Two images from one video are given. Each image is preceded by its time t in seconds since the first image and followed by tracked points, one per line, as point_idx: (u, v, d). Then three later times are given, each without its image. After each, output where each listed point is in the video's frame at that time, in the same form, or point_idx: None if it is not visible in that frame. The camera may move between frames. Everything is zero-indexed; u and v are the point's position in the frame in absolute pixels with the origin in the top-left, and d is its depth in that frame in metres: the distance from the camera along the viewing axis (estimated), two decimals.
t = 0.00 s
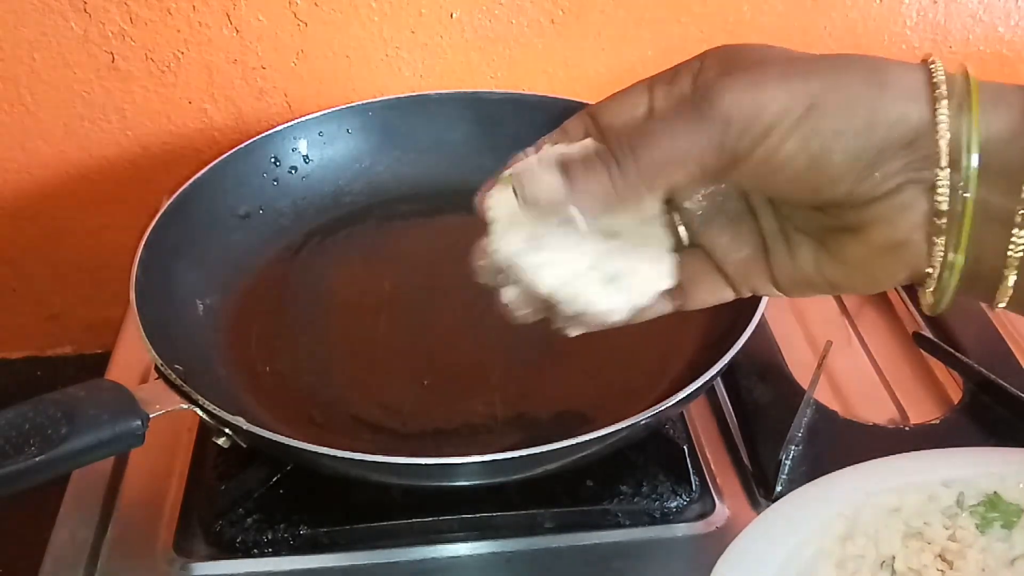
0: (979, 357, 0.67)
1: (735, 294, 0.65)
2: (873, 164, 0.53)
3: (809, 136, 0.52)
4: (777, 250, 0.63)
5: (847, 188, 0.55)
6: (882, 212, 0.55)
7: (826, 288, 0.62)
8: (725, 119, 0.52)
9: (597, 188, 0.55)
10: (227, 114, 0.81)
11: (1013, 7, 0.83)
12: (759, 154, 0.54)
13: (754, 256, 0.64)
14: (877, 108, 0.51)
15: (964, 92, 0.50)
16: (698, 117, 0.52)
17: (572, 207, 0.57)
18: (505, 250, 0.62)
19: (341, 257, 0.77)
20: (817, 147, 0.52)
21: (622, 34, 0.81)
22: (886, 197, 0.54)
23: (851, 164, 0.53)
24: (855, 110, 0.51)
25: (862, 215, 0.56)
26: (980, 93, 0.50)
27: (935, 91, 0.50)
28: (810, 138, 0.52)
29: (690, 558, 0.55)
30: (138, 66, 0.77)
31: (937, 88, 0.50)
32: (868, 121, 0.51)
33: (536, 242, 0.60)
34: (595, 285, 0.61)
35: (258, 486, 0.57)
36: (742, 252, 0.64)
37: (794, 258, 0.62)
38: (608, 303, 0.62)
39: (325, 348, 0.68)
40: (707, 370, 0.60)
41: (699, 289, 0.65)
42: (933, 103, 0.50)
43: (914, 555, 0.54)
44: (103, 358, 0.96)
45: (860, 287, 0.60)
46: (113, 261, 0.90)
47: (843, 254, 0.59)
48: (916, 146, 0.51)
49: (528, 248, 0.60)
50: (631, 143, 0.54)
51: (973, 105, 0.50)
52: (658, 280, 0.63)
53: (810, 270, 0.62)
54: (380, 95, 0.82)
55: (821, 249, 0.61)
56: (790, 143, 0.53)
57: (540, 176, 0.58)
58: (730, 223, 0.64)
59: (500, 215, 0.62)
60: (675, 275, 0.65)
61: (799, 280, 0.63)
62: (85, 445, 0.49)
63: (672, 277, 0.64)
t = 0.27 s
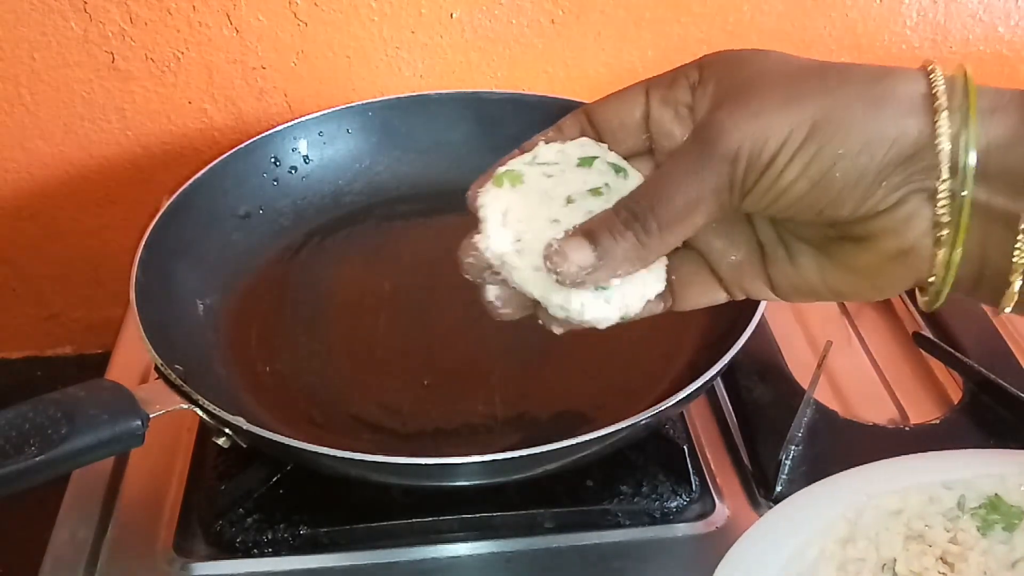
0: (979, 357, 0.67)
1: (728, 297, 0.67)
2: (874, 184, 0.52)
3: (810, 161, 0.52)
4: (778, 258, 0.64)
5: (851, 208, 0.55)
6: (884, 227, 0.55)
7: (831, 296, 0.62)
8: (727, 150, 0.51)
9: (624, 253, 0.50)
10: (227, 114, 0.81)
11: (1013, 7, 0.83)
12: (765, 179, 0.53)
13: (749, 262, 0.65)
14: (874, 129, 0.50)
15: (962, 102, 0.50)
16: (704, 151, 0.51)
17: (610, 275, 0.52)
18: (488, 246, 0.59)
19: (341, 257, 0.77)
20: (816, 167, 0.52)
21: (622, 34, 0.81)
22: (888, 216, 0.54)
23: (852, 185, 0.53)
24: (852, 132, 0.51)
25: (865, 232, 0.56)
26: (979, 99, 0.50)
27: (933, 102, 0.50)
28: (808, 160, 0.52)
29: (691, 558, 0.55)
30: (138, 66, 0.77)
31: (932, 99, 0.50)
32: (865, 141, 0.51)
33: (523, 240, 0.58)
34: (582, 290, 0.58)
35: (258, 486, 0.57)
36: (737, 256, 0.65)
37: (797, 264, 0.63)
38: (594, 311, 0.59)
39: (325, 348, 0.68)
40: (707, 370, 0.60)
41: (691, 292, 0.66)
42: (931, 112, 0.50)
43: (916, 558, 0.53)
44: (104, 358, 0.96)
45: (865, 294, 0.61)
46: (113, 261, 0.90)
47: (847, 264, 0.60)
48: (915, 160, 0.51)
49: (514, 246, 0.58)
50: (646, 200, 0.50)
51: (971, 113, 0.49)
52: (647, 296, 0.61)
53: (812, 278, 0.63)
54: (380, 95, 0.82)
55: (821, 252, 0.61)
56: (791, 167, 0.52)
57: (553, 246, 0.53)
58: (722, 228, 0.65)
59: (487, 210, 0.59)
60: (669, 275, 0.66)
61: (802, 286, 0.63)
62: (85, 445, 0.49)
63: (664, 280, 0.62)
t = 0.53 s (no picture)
0: (979, 357, 0.67)
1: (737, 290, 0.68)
2: (908, 173, 0.53)
3: (847, 147, 0.52)
4: (792, 250, 0.66)
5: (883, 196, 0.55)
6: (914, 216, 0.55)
7: (852, 285, 0.64)
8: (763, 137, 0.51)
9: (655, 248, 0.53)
10: (227, 114, 0.81)
11: (1013, 7, 0.83)
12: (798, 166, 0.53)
13: (762, 253, 0.68)
14: (914, 116, 0.51)
15: (991, 93, 0.50)
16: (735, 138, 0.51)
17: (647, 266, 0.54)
18: (477, 244, 0.64)
19: (341, 257, 0.77)
20: (854, 154, 0.53)
21: (622, 34, 0.81)
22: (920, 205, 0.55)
23: (887, 173, 0.53)
24: (891, 118, 0.51)
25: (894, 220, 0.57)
26: (1008, 90, 0.50)
27: (963, 91, 0.50)
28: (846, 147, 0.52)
29: (691, 558, 0.55)
30: (138, 66, 0.77)
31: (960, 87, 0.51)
32: (903, 129, 0.51)
33: (510, 241, 0.63)
34: (566, 290, 0.62)
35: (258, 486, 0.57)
36: (746, 250, 0.68)
37: (815, 254, 0.65)
38: (579, 309, 0.63)
39: (325, 348, 0.68)
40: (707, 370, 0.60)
41: (697, 284, 0.69)
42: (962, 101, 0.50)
43: (910, 560, 0.53)
44: (103, 358, 0.96)
45: (887, 283, 0.62)
46: (113, 261, 0.90)
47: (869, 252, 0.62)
48: (948, 151, 0.52)
49: (500, 246, 0.63)
50: (673, 184, 0.52)
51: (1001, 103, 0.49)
52: (636, 295, 0.64)
53: (831, 268, 0.65)
54: (380, 95, 0.82)
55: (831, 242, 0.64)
56: (829, 155, 0.53)
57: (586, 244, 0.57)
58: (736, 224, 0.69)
59: (478, 207, 0.63)
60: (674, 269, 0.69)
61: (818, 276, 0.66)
62: (85, 444, 0.49)
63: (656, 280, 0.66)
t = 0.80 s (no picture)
0: (978, 357, 0.67)
1: (760, 277, 0.67)
2: (946, 136, 0.53)
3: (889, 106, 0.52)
4: (816, 229, 0.66)
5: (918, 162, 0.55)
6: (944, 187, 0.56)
7: (876, 264, 0.63)
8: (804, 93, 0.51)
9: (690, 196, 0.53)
10: (227, 114, 0.81)
11: (1013, 7, 0.83)
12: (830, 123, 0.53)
13: (785, 236, 0.67)
14: (952, 82, 0.52)
15: None
16: (769, 93, 0.51)
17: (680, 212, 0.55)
18: (495, 227, 0.58)
19: (341, 257, 0.77)
20: (895, 114, 0.53)
21: (622, 34, 0.81)
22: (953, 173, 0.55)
23: (925, 135, 0.54)
24: (933, 80, 0.52)
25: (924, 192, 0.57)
26: None
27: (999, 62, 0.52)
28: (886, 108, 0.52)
29: (691, 558, 0.55)
30: (138, 66, 0.77)
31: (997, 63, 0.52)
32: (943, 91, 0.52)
33: (531, 224, 0.58)
34: (589, 274, 0.58)
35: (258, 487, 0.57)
36: (770, 234, 0.67)
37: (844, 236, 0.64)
38: (601, 294, 0.59)
39: (324, 348, 0.68)
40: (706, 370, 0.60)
41: (720, 268, 0.66)
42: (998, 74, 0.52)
43: (900, 554, 0.53)
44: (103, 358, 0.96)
45: (913, 263, 0.61)
46: (113, 261, 0.90)
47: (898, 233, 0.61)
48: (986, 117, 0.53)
49: (520, 229, 0.58)
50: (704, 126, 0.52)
51: None
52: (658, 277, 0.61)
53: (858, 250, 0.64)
54: (380, 95, 0.82)
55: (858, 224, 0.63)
56: (869, 115, 0.53)
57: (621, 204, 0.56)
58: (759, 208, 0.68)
59: (498, 189, 0.58)
60: (698, 255, 0.66)
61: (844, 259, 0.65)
62: (85, 444, 0.49)
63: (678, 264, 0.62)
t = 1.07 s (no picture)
0: (979, 357, 0.67)
1: (766, 265, 0.66)
2: (924, 124, 0.54)
3: (865, 95, 0.53)
4: (812, 219, 0.65)
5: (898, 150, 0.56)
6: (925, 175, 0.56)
7: (866, 253, 0.63)
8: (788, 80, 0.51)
9: (646, 136, 0.53)
10: (227, 114, 0.81)
11: (1013, 7, 0.83)
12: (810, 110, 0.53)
13: (788, 227, 0.66)
14: (930, 72, 0.52)
15: (1012, 58, 0.52)
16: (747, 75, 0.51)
17: (623, 159, 0.54)
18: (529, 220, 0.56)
19: (341, 257, 0.77)
20: (875, 101, 0.53)
21: (622, 34, 0.81)
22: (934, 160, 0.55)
23: (905, 122, 0.54)
24: (909, 69, 0.52)
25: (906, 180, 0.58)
26: None
27: (982, 53, 0.53)
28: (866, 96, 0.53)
29: (691, 558, 0.55)
30: (138, 66, 0.77)
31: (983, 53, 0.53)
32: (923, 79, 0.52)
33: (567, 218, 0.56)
34: (629, 267, 0.56)
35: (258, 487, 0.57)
36: (774, 223, 0.66)
37: (837, 222, 0.64)
38: (642, 289, 0.56)
39: (324, 348, 0.68)
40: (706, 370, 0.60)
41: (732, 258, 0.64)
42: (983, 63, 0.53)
43: (899, 547, 0.53)
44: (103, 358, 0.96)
45: (900, 250, 0.61)
46: (113, 261, 0.90)
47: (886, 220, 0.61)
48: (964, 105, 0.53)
49: (556, 223, 0.56)
50: (685, 96, 0.52)
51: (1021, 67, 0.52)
52: (693, 269, 0.59)
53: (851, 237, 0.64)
54: (380, 95, 0.82)
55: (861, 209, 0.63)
56: (847, 103, 0.53)
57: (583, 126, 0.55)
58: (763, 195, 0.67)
59: (529, 180, 0.57)
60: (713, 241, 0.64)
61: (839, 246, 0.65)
62: (86, 444, 0.49)
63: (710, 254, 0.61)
